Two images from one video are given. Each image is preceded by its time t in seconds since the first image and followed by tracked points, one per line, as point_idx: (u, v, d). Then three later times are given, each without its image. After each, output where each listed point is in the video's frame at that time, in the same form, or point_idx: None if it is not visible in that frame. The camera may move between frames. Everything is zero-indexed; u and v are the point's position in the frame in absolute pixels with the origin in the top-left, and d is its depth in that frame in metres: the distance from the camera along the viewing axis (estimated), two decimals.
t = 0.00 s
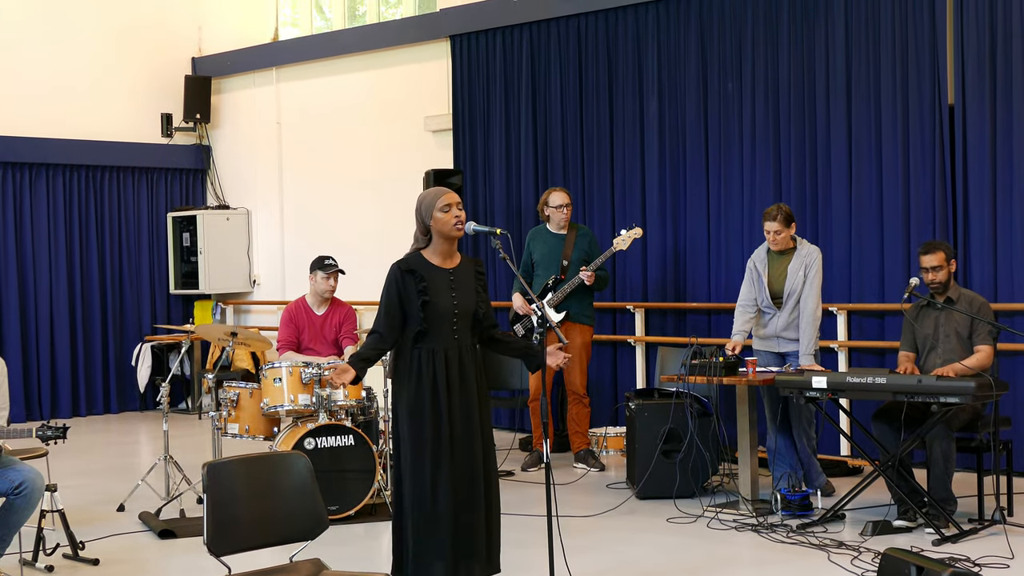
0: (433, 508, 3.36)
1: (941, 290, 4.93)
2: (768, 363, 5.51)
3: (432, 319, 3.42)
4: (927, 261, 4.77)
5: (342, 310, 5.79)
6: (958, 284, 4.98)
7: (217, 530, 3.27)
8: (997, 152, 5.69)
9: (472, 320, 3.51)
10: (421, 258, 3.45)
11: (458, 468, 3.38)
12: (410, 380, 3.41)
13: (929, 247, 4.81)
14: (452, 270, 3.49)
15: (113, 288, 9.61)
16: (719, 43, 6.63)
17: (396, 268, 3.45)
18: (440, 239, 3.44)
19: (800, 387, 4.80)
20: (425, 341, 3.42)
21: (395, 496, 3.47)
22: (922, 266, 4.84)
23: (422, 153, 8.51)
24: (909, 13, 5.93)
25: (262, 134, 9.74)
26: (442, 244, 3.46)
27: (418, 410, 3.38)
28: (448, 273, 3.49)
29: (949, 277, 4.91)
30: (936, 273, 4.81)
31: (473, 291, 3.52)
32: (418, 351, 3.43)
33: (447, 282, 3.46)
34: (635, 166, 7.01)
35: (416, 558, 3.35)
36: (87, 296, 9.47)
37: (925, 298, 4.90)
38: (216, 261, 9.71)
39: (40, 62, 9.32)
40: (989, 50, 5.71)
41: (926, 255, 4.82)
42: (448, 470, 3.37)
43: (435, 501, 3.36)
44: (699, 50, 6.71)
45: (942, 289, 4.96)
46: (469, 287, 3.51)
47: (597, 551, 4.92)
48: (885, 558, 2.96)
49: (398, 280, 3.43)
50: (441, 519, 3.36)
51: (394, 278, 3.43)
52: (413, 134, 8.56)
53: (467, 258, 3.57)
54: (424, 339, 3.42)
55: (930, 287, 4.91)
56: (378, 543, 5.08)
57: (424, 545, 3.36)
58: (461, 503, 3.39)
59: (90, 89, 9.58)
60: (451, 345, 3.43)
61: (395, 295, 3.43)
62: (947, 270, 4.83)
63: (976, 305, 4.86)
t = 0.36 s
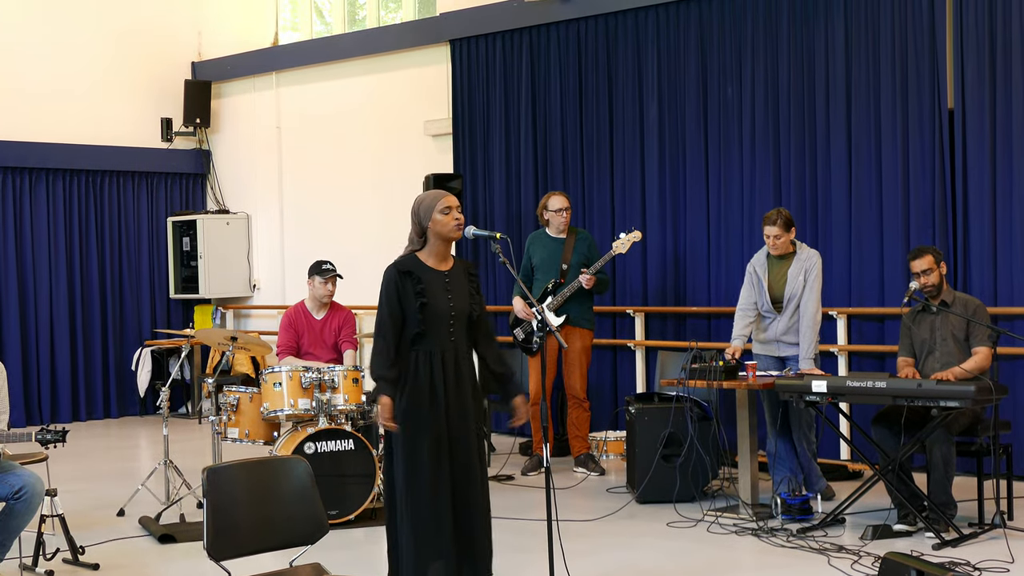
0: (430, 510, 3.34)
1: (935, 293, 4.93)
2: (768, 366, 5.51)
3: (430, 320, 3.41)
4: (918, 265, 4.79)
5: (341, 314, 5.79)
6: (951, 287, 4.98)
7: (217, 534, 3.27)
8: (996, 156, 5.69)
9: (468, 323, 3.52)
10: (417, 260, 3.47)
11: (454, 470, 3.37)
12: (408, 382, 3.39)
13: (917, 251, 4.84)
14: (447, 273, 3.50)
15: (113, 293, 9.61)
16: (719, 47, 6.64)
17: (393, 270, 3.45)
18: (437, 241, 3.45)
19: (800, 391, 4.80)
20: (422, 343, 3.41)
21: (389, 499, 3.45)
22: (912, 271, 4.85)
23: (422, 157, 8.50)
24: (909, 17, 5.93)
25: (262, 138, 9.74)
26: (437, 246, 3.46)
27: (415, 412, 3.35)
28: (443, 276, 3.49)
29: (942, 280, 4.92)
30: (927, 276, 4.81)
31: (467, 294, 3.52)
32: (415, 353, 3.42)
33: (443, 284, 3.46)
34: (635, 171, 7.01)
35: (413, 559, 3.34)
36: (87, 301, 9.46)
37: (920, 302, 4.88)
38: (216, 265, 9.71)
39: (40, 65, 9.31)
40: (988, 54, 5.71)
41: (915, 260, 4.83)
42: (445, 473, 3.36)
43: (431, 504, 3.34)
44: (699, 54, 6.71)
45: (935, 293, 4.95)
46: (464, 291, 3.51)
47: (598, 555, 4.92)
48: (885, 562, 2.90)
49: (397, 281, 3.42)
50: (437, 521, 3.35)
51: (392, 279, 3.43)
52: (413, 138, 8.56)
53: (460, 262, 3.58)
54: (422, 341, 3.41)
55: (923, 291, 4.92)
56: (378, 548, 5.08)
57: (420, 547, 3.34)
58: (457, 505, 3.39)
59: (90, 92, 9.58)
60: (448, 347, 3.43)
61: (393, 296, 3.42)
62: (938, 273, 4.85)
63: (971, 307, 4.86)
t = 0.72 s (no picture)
0: (426, 514, 3.32)
1: (939, 297, 4.92)
2: (767, 370, 5.51)
3: (438, 325, 3.42)
4: (923, 268, 4.78)
5: (341, 316, 5.79)
6: (956, 290, 4.97)
7: (217, 536, 3.27)
8: (996, 159, 5.69)
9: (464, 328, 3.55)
10: (421, 264, 3.45)
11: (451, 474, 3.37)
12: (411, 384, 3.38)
13: (923, 254, 4.84)
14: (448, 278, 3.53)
15: (113, 296, 9.62)
16: (718, 50, 6.64)
17: (399, 274, 3.41)
18: (437, 247, 3.44)
19: (800, 395, 4.79)
20: (428, 347, 3.41)
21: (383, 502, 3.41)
22: (917, 274, 4.84)
23: (422, 160, 8.50)
24: (908, 21, 5.93)
25: (262, 141, 9.73)
26: (437, 252, 3.47)
27: (419, 413, 3.35)
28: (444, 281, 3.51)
29: (948, 285, 4.91)
30: (932, 280, 4.81)
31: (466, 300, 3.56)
32: (420, 358, 3.41)
33: (446, 289, 3.49)
34: (635, 174, 7.01)
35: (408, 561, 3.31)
36: (87, 305, 9.47)
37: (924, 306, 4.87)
38: (216, 268, 9.71)
39: (40, 68, 9.31)
40: (988, 57, 5.71)
41: (920, 263, 4.84)
42: (443, 476, 3.35)
43: (427, 506, 3.32)
44: (698, 57, 6.71)
45: (940, 297, 4.94)
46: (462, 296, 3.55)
47: (597, 559, 4.92)
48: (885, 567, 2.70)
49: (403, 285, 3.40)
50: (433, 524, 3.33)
51: (400, 283, 3.40)
52: (413, 141, 8.56)
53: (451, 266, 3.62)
54: (427, 346, 3.41)
55: (928, 295, 4.92)
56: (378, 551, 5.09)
57: (415, 551, 3.31)
58: (452, 509, 3.38)
59: (91, 95, 9.59)
60: (451, 352, 3.45)
61: (400, 299, 3.40)
62: (943, 277, 4.84)
63: (974, 312, 4.86)
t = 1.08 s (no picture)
0: (432, 521, 3.32)
1: (947, 299, 4.93)
2: (765, 371, 5.52)
3: (439, 325, 3.43)
4: (934, 272, 4.77)
5: (340, 319, 5.81)
6: (964, 293, 4.98)
7: (215, 539, 3.27)
8: (994, 158, 5.70)
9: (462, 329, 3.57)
10: (420, 265, 3.45)
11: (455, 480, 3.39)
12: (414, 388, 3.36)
13: (936, 257, 4.82)
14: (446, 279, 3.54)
15: (111, 298, 9.62)
16: (716, 51, 6.64)
17: (399, 274, 3.40)
18: (435, 249, 3.45)
19: (798, 396, 4.80)
20: (429, 348, 3.40)
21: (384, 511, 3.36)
22: (928, 276, 4.84)
23: (420, 161, 8.50)
24: (906, 21, 5.94)
25: (260, 143, 9.73)
26: (435, 253, 3.47)
27: (423, 415, 3.34)
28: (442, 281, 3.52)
29: (956, 288, 4.92)
30: (943, 284, 4.81)
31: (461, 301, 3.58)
32: (421, 359, 3.40)
33: (445, 290, 3.50)
34: (633, 175, 7.01)
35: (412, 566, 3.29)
36: (85, 306, 9.46)
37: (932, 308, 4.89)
38: (214, 269, 9.71)
39: (39, 70, 9.31)
40: (986, 58, 5.71)
41: (932, 266, 4.83)
42: (447, 481, 3.36)
43: (433, 512, 3.33)
44: (697, 58, 6.71)
45: (948, 299, 4.95)
46: (458, 296, 3.57)
47: (596, 560, 4.92)
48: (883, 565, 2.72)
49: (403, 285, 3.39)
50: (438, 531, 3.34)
51: (401, 284, 3.39)
52: (411, 142, 8.56)
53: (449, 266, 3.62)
54: (428, 347, 3.41)
55: (936, 296, 4.92)
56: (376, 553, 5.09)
57: (421, 558, 3.30)
58: (455, 515, 3.39)
59: (89, 97, 9.59)
60: (452, 354, 3.46)
61: (400, 300, 3.39)
62: (954, 281, 4.84)
63: (981, 316, 4.86)
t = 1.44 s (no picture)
0: (440, 518, 3.32)
1: (946, 299, 4.93)
2: (764, 371, 5.52)
3: (441, 322, 3.43)
4: (938, 270, 4.78)
5: (339, 319, 5.80)
6: (963, 294, 4.98)
7: (214, 541, 3.26)
8: (993, 157, 5.70)
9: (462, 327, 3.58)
10: (419, 263, 3.45)
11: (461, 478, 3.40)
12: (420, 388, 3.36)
13: (942, 255, 4.82)
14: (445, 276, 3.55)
15: (110, 298, 9.62)
16: (715, 51, 6.63)
17: (400, 272, 3.40)
18: (433, 248, 3.45)
19: (797, 396, 4.80)
20: (431, 346, 3.40)
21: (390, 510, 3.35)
22: (932, 275, 4.84)
23: (419, 162, 8.50)
24: (905, 21, 5.94)
25: (259, 143, 9.73)
26: (434, 252, 3.47)
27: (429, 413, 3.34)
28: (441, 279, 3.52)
29: (956, 288, 4.93)
30: (944, 283, 4.81)
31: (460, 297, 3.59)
32: (423, 357, 3.40)
33: (445, 287, 3.51)
34: (632, 176, 7.00)
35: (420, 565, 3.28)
36: (84, 307, 9.46)
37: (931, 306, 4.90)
38: (214, 270, 9.70)
39: (38, 71, 9.31)
40: (986, 59, 5.71)
41: (939, 263, 4.82)
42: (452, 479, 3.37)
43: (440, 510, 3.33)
44: (696, 59, 6.70)
45: (946, 299, 4.96)
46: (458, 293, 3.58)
47: (594, 561, 4.92)
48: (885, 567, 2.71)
49: (405, 283, 3.39)
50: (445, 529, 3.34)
51: (403, 282, 3.39)
52: (410, 143, 8.56)
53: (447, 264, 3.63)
54: (431, 346, 3.41)
55: (936, 294, 4.92)
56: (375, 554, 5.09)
57: (429, 557, 3.29)
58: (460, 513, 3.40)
59: (88, 98, 9.58)
60: (453, 351, 3.47)
61: (402, 299, 3.38)
62: (955, 282, 4.84)
63: (980, 316, 4.86)
